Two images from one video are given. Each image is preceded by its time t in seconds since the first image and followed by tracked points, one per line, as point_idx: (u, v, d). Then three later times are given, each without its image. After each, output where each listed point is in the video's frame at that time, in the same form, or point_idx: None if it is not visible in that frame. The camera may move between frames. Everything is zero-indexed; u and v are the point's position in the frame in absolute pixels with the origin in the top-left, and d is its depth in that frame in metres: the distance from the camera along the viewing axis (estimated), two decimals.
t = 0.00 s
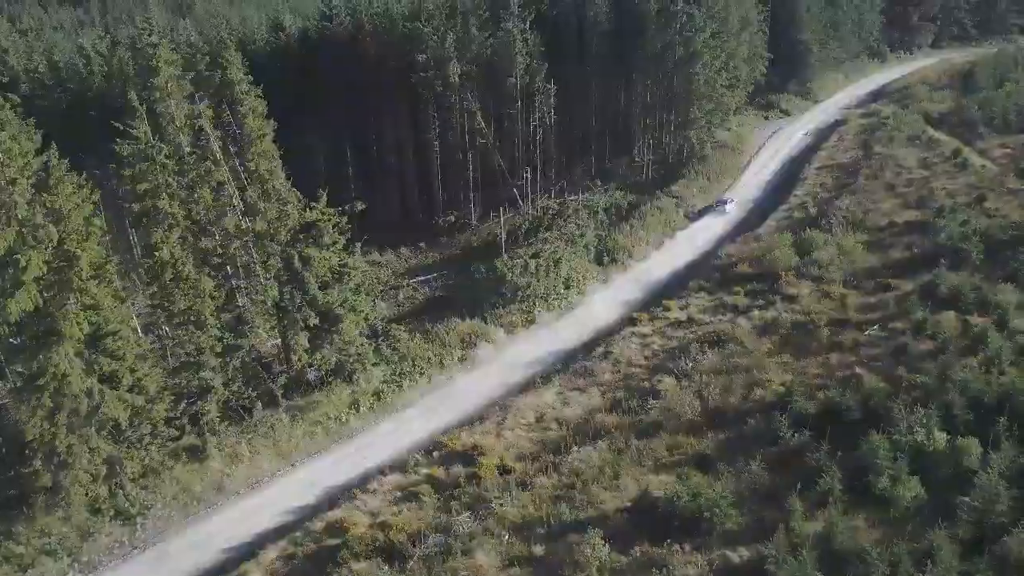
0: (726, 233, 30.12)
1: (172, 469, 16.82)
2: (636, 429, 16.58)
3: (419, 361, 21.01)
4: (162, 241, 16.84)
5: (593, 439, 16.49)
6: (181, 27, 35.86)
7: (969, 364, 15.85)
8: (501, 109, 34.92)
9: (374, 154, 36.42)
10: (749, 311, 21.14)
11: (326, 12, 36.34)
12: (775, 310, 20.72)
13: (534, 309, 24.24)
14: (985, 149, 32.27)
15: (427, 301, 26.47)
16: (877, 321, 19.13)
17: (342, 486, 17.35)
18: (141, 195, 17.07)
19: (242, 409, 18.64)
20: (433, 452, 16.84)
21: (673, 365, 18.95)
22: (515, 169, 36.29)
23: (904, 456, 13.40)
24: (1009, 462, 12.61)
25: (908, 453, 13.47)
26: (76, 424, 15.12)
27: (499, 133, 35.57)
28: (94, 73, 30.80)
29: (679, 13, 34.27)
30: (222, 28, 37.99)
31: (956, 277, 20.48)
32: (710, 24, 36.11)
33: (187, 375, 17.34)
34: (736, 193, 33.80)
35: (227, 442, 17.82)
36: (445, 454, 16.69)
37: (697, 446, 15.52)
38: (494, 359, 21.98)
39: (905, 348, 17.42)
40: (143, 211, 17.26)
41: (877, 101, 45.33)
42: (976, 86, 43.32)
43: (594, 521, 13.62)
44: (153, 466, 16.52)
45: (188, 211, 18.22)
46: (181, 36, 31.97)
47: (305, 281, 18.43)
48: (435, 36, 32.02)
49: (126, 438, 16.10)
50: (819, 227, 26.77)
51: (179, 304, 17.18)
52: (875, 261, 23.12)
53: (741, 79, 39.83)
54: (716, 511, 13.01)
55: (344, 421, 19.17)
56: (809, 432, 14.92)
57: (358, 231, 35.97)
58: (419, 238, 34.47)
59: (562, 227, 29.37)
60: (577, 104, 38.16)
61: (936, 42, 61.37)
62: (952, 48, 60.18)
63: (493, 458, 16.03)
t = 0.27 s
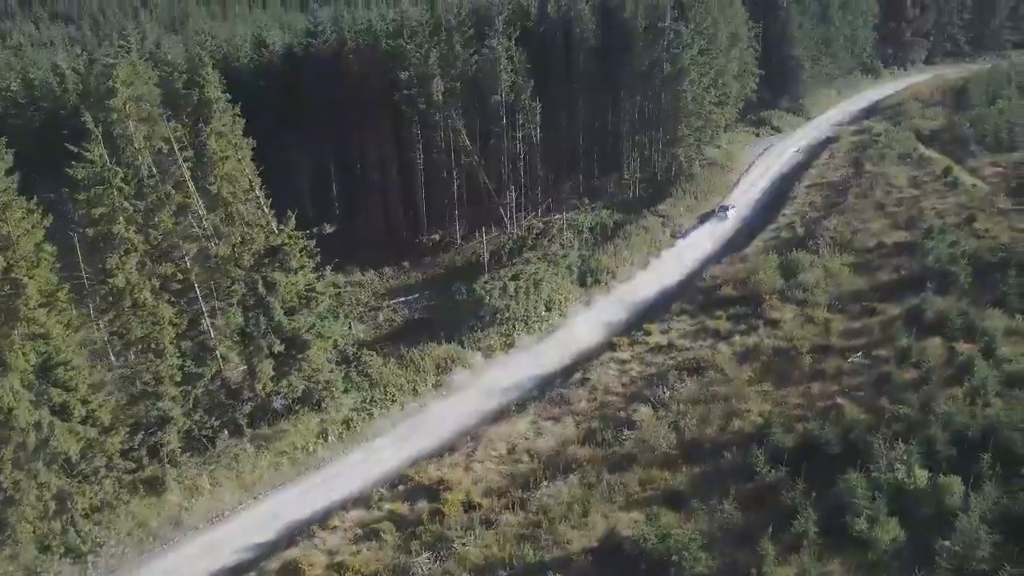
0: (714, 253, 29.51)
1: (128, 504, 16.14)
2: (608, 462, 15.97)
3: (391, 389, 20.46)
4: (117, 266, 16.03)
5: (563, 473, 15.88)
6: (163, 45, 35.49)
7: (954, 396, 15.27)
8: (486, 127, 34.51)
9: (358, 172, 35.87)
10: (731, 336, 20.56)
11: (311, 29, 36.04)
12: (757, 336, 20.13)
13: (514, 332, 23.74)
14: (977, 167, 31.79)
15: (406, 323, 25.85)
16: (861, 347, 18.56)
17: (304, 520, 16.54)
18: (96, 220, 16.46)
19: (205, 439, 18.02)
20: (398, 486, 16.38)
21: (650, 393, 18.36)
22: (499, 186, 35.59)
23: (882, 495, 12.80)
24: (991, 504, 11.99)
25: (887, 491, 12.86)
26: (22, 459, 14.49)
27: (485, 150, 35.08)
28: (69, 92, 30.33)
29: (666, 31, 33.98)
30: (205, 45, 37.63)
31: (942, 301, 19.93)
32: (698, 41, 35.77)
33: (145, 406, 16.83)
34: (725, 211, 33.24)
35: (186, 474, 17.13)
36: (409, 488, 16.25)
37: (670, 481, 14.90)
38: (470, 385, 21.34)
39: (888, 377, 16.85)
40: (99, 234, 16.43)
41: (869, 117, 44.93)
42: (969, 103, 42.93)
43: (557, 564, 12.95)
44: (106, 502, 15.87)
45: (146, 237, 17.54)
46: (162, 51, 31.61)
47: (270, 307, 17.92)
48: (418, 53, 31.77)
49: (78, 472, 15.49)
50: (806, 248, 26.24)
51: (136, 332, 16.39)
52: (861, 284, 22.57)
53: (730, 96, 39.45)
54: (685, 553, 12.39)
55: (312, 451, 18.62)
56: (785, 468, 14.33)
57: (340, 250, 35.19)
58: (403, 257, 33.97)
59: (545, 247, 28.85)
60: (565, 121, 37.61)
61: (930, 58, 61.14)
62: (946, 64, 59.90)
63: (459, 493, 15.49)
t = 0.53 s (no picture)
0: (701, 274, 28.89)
1: (79, 541, 15.56)
2: (579, 497, 15.35)
3: (362, 417, 19.86)
4: (69, 293, 15.94)
5: (532, 510, 15.28)
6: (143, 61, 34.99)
7: (938, 429, 14.68)
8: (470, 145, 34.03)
9: (341, 190, 35.25)
10: (712, 362, 19.98)
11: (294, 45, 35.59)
12: (738, 362, 19.56)
13: (492, 355, 23.11)
14: (968, 185, 31.31)
15: (383, 346, 25.27)
16: (844, 375, 17.98)
17: (266, 556, 15.89)
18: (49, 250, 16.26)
19: (165, 470, 17.45)
20: (361, 522, 15.86)
21: (626, 424, 17.76)
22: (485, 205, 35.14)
23: (860, 536, 12.19)
24: (973, 549, 11.40)
25: (865, 532, 12.25)
26: None
27: (470, 168, 34.57)
28: (42, 109, 29.69)
29: (653, 48, 33.72)
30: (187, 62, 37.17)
31: (929, 326, 19.38)
32: (687, 57, 35.37)
33: (99, 439, 16.28)
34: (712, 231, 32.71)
35: (143, 508, 16.42)
36: (370, 525, 15.73)
37: (641, 518, 14.28)
38: (445, 414, 20.75)
39: (871, 407, 16.25)
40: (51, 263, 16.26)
41: (861, 134, 44.51)
42: (961, 120, 42.53)
43: None
44: (56, 539, 15.30)
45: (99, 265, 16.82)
46: (142, 66, 31.21)
47: (233, 333, 17.34)
48: (400, 69, 31.23)
49: (28, 507, 14.95)
50: (792, 269, 25.69)
51: (89, 361, 15.98)
52: (847, 308, 22.01)
53: (719, 113, 39.04)
54: None
55: (277, 482, 17.94)
56: (761, 506, 13.71)
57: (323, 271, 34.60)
58: (386, 277, 33.39)
59: (528, 267, 28.31)
60: (553, 137, 37.02)
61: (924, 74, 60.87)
62: (939, 80, 59.60)
63: (422, 530, 14.94)
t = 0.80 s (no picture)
0: (687, 294, 28.32)
1: None
2: (546, 534, 14.73)
3: (330, 445, 19.30)
4: (15, 321, 14.90)
5: (497, 548, 14.69)
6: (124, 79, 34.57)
7: (919, 464, 14.07)
8: (454, 162, 33.62)
9: (323, 207, 34.62)
10: (691, 387, 19.36)
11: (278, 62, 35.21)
12: (718, 388, 18.96)
13: (468, 379, 22.48)
14: (959, 203, 30.81)
15: (359, 369, 24.66)
16: (825, 403, 17.36)
17: None
18: None
19: (123, 502, 16.71)
20: (319, 559, 15.39)
21: (599, 454, 17.13)
22: (469, 223, 34.61)
23: None
24: None
25: None
26: None
27: (454, 186, 34.10)
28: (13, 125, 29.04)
29: (640, 63, 33.37)
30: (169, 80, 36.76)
31: (914, 351, 18.78)
32: (674, 73, 35.01)
33: (47, 471, 15.51)
34: (699, 250, 32.20)
35: (94, 543, 15.99)
36: (329, 562, 15.21)
37: (609, 557, 13.64)
38: (418, 441, 20.19)
39: (851, 438, 15.64)
40: None
41: (853, 150, 44.07)
42: (953, 136, 42.09)
43: None
44: None
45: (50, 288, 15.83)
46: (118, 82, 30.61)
47: (191, 358, 16.84)
48: (382, 86, 30.79)
49: None
50: (777, 290, 25.13)
51: (37, 392, 15.23)
52: (832, 331, 21.43)
53: (708, 130, 38.62)
54: None
55: (239, 515, 17.41)
56: (733, 546, 13.09)
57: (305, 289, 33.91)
58: (367, 295, 32.84)
59: (510, 288, 27.76)
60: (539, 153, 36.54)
61: (917, 89, 60.54)
62: (933, 96, 59.23)
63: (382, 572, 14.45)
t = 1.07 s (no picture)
0: (671, 315, 27.75)
1: None
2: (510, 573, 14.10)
3: (295, 474, 18.62)
4: None
5: None
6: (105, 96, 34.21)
7: (899, 500, 13.46)
8: (436, 179, 33.11)
9: (304, 224, 34.17)
10: (669, 414, 18.74)
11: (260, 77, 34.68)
12: (697, 415, 18.33)
13: (444, 404, 21.79)
14: (949, 220, 30.28)
15: (334, 393, 24.06)
16: (805, 432, 16.75)
17: None
18: None
19: (75, 536, 16.14)
20: None
21: (570, 485, 16.50)
22: (452, 240, 34.04)
23: None
24: None
25: None
26: None
27: (436, 203, 33.56)
28: None
29: (625, 79, 32.98)
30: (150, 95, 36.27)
31: (898, 377, 18.18)
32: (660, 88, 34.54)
33: None
34: (686, 268, 31.61)
35: None
36: None
37: None
38: (388, 469, 19.51)
39: (830, 471, 15.03)
40: None
41: (845, 165, 43.59)
42: (946, 151, 41.61)
43: None
44: None
45: None
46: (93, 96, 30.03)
47: (145, 388, 16.07)
48: (362, 102, 30.25)
49: None
50: (762, 311, 24.56)
51: None
52: (816, 354, 20.83)
53: (697, 145, 38.17)
54: None
55: (197, 548, 16.74)
56: None
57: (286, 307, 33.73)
58: (348, 314, 32.34)
59: (491, 307, 27.19)
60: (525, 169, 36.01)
61: (911, 103, 60.15)
62: (926, 110, 58.85)
63: None
